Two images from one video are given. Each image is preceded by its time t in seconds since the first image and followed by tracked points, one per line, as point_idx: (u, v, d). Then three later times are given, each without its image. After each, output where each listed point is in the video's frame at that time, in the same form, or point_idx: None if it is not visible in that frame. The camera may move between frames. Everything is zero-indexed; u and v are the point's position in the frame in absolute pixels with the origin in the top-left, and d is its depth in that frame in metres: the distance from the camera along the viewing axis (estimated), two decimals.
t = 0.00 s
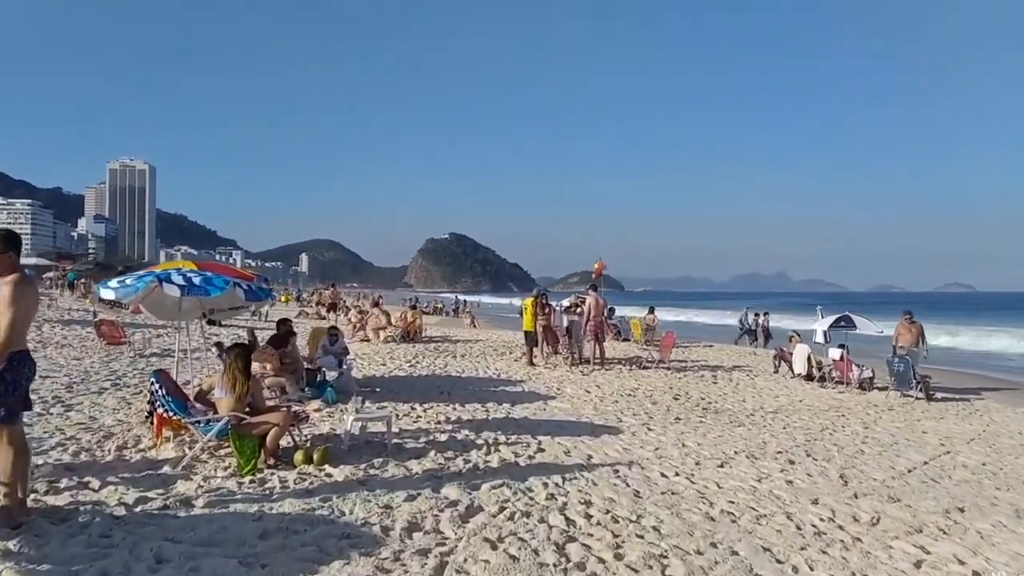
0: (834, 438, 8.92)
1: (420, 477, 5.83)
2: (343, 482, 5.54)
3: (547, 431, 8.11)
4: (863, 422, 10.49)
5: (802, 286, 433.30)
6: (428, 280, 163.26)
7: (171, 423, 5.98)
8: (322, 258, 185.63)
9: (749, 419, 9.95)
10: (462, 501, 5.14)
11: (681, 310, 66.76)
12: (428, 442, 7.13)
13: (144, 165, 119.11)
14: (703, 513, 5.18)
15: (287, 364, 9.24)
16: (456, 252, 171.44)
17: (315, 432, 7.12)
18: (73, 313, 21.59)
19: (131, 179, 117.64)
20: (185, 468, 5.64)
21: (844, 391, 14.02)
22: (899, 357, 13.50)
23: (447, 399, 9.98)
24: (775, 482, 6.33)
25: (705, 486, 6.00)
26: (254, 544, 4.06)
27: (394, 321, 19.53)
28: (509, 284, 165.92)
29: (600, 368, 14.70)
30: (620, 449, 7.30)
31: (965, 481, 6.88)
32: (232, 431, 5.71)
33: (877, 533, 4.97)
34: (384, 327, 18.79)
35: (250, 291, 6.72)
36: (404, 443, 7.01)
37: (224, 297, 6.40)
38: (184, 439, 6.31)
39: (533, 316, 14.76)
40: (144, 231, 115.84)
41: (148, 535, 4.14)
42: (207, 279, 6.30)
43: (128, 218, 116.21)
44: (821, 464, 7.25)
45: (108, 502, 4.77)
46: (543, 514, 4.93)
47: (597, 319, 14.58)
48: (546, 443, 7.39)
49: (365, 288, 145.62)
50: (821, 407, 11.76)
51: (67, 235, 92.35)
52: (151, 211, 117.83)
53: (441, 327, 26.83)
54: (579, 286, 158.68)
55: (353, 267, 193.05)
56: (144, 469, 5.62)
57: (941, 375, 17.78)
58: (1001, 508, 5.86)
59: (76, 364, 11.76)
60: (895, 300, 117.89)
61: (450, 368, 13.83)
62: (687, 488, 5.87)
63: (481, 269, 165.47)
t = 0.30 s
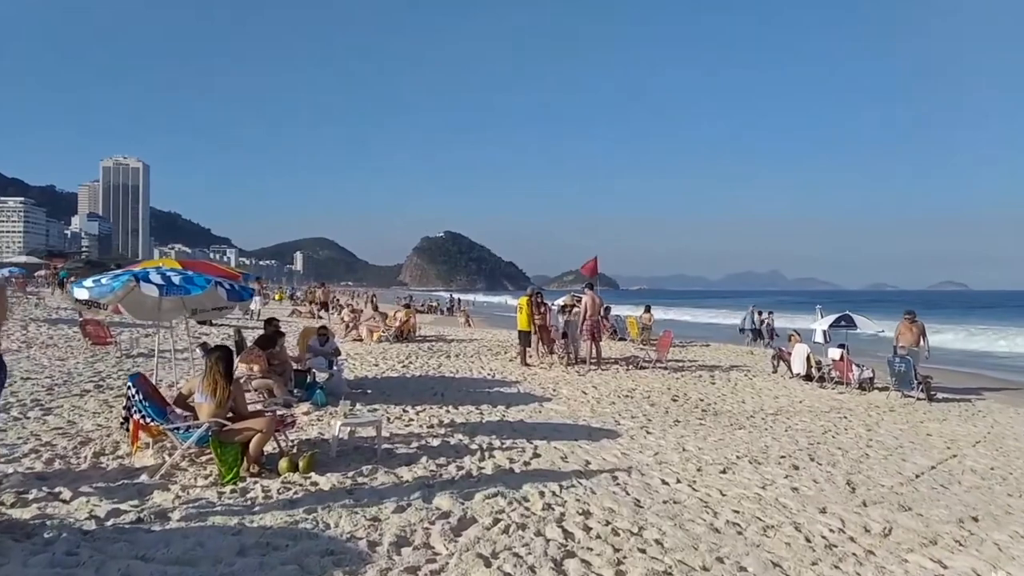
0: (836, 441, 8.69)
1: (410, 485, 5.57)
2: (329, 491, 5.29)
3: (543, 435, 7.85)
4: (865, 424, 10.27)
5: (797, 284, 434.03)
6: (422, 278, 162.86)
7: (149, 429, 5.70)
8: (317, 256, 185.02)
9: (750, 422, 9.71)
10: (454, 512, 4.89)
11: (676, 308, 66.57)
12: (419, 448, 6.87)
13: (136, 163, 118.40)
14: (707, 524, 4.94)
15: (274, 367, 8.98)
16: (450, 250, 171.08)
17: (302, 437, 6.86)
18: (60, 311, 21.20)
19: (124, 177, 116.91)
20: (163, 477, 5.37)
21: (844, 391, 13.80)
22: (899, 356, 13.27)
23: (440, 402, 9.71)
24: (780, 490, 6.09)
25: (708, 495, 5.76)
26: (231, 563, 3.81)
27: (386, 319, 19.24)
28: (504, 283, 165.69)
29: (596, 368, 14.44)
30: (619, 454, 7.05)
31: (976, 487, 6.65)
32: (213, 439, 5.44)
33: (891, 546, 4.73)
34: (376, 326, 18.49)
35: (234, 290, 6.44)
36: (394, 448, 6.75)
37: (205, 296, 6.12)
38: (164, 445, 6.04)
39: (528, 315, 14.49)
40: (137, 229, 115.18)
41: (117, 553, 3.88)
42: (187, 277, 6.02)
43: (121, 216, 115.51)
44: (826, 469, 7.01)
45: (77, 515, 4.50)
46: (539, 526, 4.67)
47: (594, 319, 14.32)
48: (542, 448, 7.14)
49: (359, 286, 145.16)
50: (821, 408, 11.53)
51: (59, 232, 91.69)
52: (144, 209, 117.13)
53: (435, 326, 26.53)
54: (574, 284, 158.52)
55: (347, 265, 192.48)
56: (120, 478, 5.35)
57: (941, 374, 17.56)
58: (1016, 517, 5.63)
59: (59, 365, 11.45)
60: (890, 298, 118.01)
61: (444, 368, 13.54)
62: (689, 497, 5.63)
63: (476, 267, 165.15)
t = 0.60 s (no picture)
0: (830, 442, 8.47)
1: (389, 493, 5.27)
2: (302, 500, 4.98)
3: (528, 437, 7.57)
4: (857, 424, 10.07)
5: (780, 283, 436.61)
6: (407, 278, 162.15)
7: (110, 434, 5.36)
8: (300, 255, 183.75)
9: (741, 422, 9.48)
10: (435, 522, 4.60)
11: (662, 307, 66.44)
12: (400, 452, 6.57)
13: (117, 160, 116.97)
14: (703, 533, 4.68)
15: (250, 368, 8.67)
16: (435, 249, 170.47)
17: (276, 441, 6.54)
18: (33, 310, 20.68)
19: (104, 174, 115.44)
20: (125, 485, 5.04)
21: (833, 390, 13.61)
22: (889, 355, 13.10)
23: (422, 402, 9.40)
24: (776, 494, 5.84)
25: (701, 500, 5.50)
26: None
27: (369, 318, 18.87)
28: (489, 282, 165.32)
29: (583, 368, 14.16)
30: (608, 458, 6.78)
31: (975, 489, 6.45)
32: (179, 444, 5.12)
33: (896, 555, 4.49)
34: (359, 325, 18.09)
35: (202, 287, 6.10)
36: (373, 452, 6.44)
37: (171, 294, 5.80)
38: (128, 451, 5.70)
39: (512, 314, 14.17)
40: (118, 227, 113.78)
41: (67, 571, 3.56)
42: (152, 274, 5.69)
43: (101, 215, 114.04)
44: (822, 472, 6.78)
45: (27, 528, 4.16)
46: (526, 536, 4.39)
47: (580, 317, 14.05)
48: (528, 451, 6.85)
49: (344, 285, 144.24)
50: (812, 408, 11.33)
51: (37, 231, 90.32)
52: (125, 207, 115.72)
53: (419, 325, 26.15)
54: (559, 283, 158.37)
55: (332, 264, 191.30)
56: (78, 486, 5.01)
57: (929, 373, 17.43)
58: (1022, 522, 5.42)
59: (27, 366, 11.02)
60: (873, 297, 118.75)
61: (427, 368, 13.22)
62: (682, 502, 5.37)
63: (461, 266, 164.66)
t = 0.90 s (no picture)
0: (829, 446, 8.23)
1: (372, 506, 4.99)
2: (279, 515, 4.69)
3: (519, 443, 7.28)
4: (854, 427, 9.84)
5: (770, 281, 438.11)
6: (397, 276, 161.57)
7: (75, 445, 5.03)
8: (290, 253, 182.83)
9: (737, 425, 9.23)
10: (420, 540, 4.31)
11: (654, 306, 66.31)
12: (384, 461, 6.27)
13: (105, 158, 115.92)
14: (704, 549, 4.42)
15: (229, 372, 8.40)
16: (426, 247, 169.98)
17: (255, 450, 6.24)
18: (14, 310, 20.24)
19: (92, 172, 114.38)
20: (90, 500, 4.73)
21: (828, 391, 13.40)
22: (885, 355, 12.89)
23: (409, 406, 9.10)
24: (779, 504, 5.59)
25: (701, 513, 5.25)
26: None
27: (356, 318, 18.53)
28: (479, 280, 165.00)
29: (574, 369, 13.89)
30: (602, 466, 6.51)
31: (982, 497, 6.23)
32: (148, 457, 4.81)
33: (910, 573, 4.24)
34: (346, 325, 17.76)
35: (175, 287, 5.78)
36: (356, 461, 6.15)
37: (141, 294, 5.49)
38: (95, 462, 5.38)
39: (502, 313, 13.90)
40: (106, 225, 112.78)
41: None
42: (119, 272, 5.39)
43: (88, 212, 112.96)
44: (824, 479, 6.53)
45: None
46: (517, 555, 4.12)
47: (571, 317, 13.78)
48: (519, 459, 6.57)
49: (333, 284, 143.56)
50: (808, 410, 11.09)
51: (22, 229, 89.34)
52: (112, 205, 114.68)
53: (409, 324, 25.84)
54: (550, 282, 158.16)
55: (321, 262, 190.40)
56: (39, 502, 4.69)
57: (923, 373, 17.25)
58: None
59: None
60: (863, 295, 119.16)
61: (415, 369, 12.91)
62: (681, 516, 5.12)
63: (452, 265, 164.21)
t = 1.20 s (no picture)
0: (836, 451, 7.97)
1: (360, 516, 4.71)
2: (261, 526, 4.41)
3: (516, 448, 7.01)
4: (860, 430, 9.59)
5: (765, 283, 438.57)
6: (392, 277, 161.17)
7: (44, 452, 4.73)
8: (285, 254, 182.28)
9: (740, 428, 8.97)
10: (411, 554, 4.04)
11: (650, 307, 66.15)
12: (375, 467, 5.99)
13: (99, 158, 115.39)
14: (713, 562, 4.15)
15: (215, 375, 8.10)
16: (422, 248, 169.63)
17: (240, 456, 5.95)
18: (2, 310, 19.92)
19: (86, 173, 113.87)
20: (60, 510, 4.44)
21: (830, 393, 13.16)
22: (888, 356, 12.65)
23: (402, 409, 8.82)
24: (789, 513, 5.33)
25: (708, 523, 4.98)
26: None
27: (350, 318, 18.24)
28: (475, 282, 164.67)
29: (572, 370, 13.62)
30: (602, 473, 6.24)
31: (999, 504, 5.97)
32: (122, 464, 4.53)
33: None
34: (339, 326, 17.46)
35: (152, 285, 5.50)
36: (344, 468, 5.87)
37: (116, 292, 5.22)
38: (67, 468, 5.09)
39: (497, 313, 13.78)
40: (100, 226, 112.27)
41: None
42: (93, 269, 5.12)
43: (82, 213, 112.38)
44: (834, 486, 6.27)
45: None
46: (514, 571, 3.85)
47: (569, 318, 13.52)
48: (515, 464, 6.30)
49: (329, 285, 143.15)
50: (811, 412, 10.84)
51: (15, 229, 88.80)
52: (106, 206, 114.11)
53: (403, 325, 25.56)
54: (546, 283, 157.87)
55: (317, 263, 189.89)
56: (5, 512, 4.40)
57: (926, 375, 17.00)
58: None
59: None
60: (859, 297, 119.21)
61: (409, 371, 12.63)
62: (687, 526, 4.85)
63: (447, 266, 163.84)
